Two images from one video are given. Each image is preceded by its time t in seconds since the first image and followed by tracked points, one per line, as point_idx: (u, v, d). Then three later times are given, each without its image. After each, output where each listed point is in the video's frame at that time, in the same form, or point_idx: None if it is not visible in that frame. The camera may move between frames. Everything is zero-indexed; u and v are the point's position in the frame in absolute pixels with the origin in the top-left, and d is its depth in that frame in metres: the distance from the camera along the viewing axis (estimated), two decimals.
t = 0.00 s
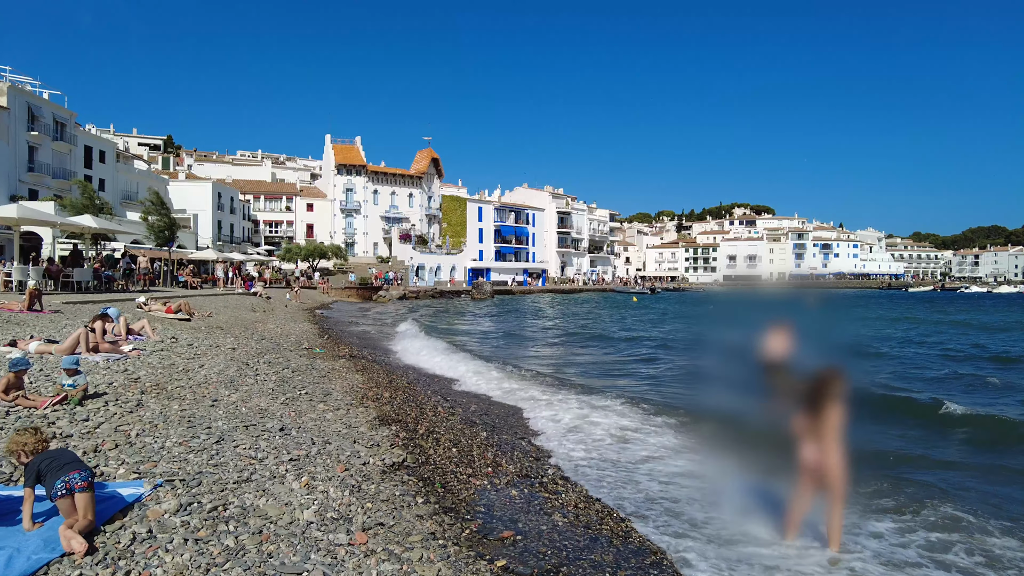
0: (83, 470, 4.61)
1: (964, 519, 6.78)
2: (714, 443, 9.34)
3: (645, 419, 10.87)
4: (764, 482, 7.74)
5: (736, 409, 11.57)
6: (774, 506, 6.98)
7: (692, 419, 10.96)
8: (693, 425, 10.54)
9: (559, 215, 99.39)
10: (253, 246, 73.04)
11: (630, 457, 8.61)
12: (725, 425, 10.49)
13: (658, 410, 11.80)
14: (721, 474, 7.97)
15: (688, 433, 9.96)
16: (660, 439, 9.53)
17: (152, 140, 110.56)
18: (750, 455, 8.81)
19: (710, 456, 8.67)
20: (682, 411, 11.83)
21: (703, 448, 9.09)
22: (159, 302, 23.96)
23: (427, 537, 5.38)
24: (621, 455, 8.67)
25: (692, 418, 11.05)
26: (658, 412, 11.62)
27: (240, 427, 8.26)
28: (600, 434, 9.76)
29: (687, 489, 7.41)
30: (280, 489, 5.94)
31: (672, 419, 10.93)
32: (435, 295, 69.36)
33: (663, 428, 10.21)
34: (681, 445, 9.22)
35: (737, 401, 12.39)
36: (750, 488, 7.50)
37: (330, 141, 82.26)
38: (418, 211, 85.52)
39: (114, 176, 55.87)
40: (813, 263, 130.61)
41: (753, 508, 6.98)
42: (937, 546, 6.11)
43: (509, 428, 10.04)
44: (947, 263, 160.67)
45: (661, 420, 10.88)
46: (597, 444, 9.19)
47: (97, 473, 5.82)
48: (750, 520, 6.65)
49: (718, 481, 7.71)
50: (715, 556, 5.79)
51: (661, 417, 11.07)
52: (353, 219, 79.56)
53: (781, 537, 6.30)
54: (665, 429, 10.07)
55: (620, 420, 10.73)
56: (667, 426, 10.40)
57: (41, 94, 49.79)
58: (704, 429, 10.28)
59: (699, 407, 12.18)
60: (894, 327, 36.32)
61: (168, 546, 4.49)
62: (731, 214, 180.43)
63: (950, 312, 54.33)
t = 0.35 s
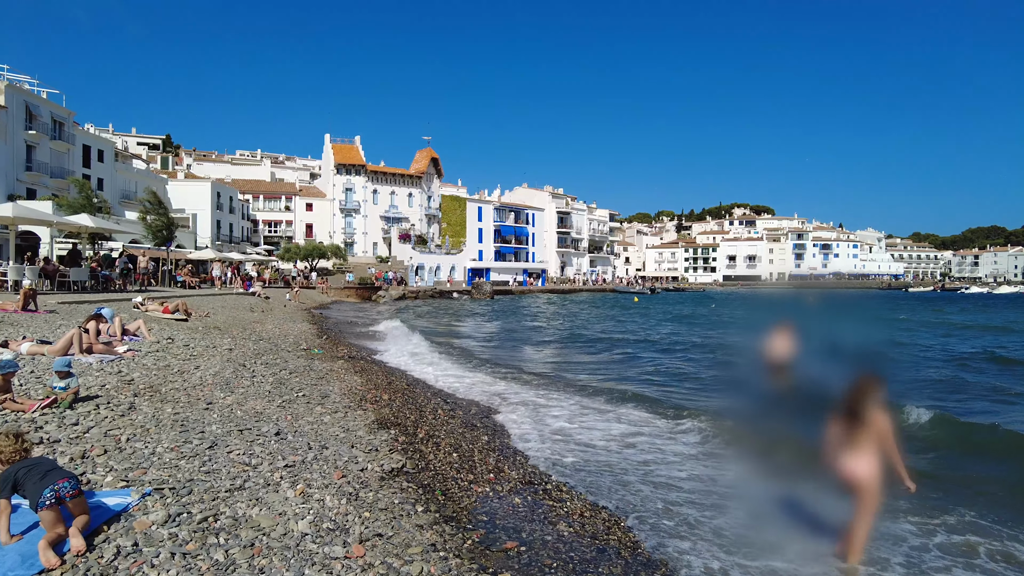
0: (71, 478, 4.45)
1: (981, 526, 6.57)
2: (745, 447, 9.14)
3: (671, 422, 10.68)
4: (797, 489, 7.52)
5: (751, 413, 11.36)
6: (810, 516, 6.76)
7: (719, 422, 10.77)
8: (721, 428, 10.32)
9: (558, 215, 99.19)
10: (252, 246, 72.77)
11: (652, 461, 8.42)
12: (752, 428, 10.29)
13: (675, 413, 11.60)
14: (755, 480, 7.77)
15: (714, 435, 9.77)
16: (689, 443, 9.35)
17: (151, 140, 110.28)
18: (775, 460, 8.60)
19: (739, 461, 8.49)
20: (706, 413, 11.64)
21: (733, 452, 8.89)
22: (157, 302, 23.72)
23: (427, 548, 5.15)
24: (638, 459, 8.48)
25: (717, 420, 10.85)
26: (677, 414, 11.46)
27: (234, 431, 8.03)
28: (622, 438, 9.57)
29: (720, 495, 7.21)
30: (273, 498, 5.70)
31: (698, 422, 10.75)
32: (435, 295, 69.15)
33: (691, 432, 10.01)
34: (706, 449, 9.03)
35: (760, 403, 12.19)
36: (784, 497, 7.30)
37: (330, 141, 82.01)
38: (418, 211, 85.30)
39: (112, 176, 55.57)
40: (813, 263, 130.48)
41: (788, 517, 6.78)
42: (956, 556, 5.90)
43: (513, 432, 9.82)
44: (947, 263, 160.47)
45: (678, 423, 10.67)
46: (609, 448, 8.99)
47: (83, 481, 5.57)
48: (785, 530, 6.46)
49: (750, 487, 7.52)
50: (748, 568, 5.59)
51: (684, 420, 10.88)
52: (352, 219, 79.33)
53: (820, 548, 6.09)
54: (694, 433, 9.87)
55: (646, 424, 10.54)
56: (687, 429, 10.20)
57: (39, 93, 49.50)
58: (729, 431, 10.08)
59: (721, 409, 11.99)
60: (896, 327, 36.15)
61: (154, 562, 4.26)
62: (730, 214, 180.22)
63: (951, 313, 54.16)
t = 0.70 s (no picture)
0: (53, 490, 4.23)
1: (1004, 534, 6.31)
2: (776, 453, 8.79)
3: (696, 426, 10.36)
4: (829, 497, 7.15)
5: (769, 418, 11.04)
6: (843, 526, 6.42)
7: (748, 426, 10.41)
8: (751, 433, 9.97)
9: (558, 215, 98.97)
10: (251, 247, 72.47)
11: (669, 466, 8.14)
12: (784, 434, 9.89)
13: (691, 416, 11.33)
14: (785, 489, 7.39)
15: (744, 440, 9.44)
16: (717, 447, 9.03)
17: (150, 140, 109.99)
18: (800, 466, 8.25)
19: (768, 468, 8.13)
20: (733, 417, 11.29)
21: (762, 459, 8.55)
22: (152, 302, 23.44)
23: (425, 562, 4.88)
24: (654, 465, 8.18)
25: (744, 425, 10.50)
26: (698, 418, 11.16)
27: (226, 436, 7.74)
28: (643, 443, 9.29)
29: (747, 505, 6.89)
30: (263, 508, 5.43)
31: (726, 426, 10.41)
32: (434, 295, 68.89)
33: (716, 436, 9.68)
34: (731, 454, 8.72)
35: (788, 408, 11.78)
36: (817, 505, 6.94)
37: (328, 141, 81.75)
38: (417, 211, 85.07)
39: (110, 176, 55.23)
40: (813, 264, 130.33)
41: (820, 529, 6.43)
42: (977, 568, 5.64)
43: (516, 437, 9.55)
44: (947, 263, 160.28)
45: (696, 426, 10.40)
46: (620, 454, 8.71)
47: (60, 492, 5.28)
48: (819, 544, 6.10)
49: (778, 496, 7.19)
50: None
51: (707, 423, 10.55)
52: (351, 219, 79.11)
53: (854, 563, 5.74)
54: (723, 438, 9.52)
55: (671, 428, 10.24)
56: (705, 432, 9.92)
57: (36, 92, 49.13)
58: (756, 436, 9.73)
59: (748, 412, 11.63)
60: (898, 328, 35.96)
61: None
62: (730, 214, 180.05)
63: (952, 313, 53.96)
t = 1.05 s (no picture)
0: (28, 501, 4.00)
1: None
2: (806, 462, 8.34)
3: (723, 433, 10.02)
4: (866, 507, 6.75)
5: (788, 423, 10.72)
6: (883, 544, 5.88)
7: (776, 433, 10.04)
8: (781, 440, 9.58)
9: (559, 214, 98.68)
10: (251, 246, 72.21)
11: (688, 475, 7.84)
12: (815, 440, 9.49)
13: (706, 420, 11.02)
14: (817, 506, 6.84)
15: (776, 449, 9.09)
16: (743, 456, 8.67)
17: (150, 140, 109.75)
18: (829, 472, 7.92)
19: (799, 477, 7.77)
20: (759, 423, 10.90)
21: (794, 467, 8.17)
22: (150, 302, 23.20)
23: None
24: (667, 475, 7.87)
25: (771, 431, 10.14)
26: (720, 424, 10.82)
27: (219, 442, 7.47)
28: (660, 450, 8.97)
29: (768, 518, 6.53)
30: (255, 520, 5.17)
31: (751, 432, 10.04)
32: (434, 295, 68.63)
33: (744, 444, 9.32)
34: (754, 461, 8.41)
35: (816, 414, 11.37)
36: (848, 514, 6.57)
37: (328, 140, 81.52)
38: (417, 210, 84.81)
39: (110, 176, 54.95)
40: (814, 263, 130.07)
41: (852, 543, 6.07)
42: None
43: (520, 441, 9.29)
44: (948, 262, 159.85)
45: (712, 431, 10.10)
46: (632, 461, 8.43)
47: (41, 503, 5.01)
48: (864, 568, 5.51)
49: (803, 505, 6.86)
50: None
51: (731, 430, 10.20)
52: (352, 218, 78.92)
53: None
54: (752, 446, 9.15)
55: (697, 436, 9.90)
56: (723, 438, 9.64)
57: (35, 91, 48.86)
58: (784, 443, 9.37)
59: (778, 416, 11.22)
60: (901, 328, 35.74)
61: None
62: (731, 214, 179.84)
63: (954, 313, 53.78)
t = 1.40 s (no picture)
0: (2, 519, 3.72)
1: None
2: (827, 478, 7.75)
3: (735, 434, 9.70)
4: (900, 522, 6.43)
5: (803, 426, 10.42)
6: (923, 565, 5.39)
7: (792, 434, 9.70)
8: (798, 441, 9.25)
9: (560, 214, 98.51)
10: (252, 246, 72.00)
11: (706, 484, 7.53)
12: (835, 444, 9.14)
13: (717, 421, 10.74)
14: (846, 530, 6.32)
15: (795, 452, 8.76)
16: (762, 462, 8.35)
17: (151, 140, 109.60)
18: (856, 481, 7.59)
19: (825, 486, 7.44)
20: (771, 422, 10.59)
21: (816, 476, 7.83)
22: (150, 302, 23.00)
23: None
24: (683, 482, 7.60)
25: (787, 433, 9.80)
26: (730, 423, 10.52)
27: (217, 446, 7.19)
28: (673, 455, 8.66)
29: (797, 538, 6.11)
30: (252, 530, 4.89)
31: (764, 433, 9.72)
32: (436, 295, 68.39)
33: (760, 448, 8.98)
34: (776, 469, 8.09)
35: (831, 420, 11.06)
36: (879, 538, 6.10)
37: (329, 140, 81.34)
38: (418, 210, 84.54)
39: (110, 175, 54.71)
40: (816, 263, 129.65)
41: (887, 560, 5.76)
42: None
43: (528, 445, 9.03)
44: (949, 262, 159.58)
45: (725, 434, 9.81)
46: (646, 466, 8.16)
47: (26, 512, 4.74)
48: None
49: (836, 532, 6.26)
50: None
51: (743, 431, 9.89)
52: (353, 218, 78.91)
53: None
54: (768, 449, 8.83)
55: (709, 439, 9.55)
56: (738, 442, 9.31)
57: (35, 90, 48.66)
58: (802, 445, 9.04)
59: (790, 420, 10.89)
60: (905, 330, 35.47)
61: None
62: (732, 214, 179.71)
63: (958, 314, 53.45)
